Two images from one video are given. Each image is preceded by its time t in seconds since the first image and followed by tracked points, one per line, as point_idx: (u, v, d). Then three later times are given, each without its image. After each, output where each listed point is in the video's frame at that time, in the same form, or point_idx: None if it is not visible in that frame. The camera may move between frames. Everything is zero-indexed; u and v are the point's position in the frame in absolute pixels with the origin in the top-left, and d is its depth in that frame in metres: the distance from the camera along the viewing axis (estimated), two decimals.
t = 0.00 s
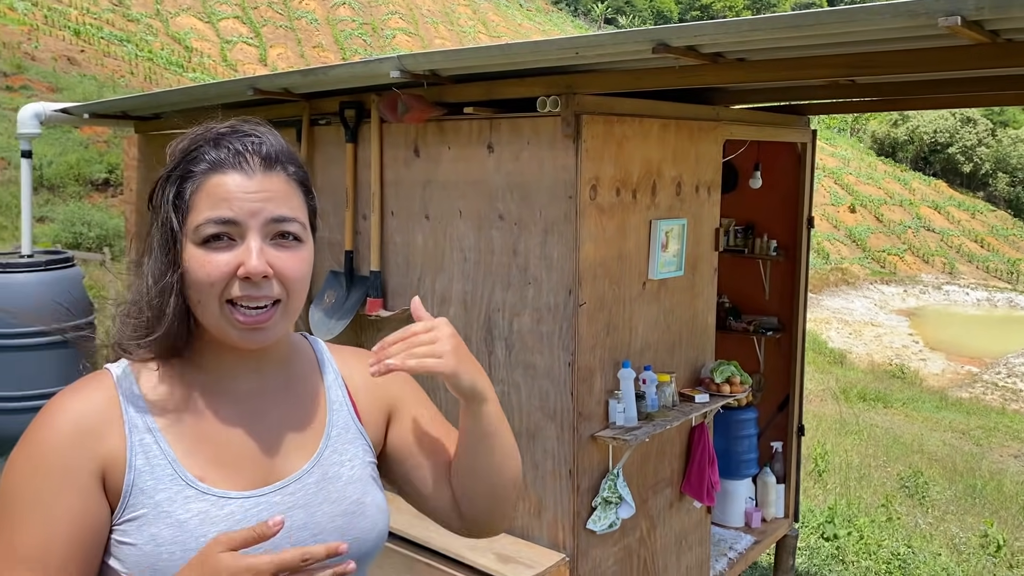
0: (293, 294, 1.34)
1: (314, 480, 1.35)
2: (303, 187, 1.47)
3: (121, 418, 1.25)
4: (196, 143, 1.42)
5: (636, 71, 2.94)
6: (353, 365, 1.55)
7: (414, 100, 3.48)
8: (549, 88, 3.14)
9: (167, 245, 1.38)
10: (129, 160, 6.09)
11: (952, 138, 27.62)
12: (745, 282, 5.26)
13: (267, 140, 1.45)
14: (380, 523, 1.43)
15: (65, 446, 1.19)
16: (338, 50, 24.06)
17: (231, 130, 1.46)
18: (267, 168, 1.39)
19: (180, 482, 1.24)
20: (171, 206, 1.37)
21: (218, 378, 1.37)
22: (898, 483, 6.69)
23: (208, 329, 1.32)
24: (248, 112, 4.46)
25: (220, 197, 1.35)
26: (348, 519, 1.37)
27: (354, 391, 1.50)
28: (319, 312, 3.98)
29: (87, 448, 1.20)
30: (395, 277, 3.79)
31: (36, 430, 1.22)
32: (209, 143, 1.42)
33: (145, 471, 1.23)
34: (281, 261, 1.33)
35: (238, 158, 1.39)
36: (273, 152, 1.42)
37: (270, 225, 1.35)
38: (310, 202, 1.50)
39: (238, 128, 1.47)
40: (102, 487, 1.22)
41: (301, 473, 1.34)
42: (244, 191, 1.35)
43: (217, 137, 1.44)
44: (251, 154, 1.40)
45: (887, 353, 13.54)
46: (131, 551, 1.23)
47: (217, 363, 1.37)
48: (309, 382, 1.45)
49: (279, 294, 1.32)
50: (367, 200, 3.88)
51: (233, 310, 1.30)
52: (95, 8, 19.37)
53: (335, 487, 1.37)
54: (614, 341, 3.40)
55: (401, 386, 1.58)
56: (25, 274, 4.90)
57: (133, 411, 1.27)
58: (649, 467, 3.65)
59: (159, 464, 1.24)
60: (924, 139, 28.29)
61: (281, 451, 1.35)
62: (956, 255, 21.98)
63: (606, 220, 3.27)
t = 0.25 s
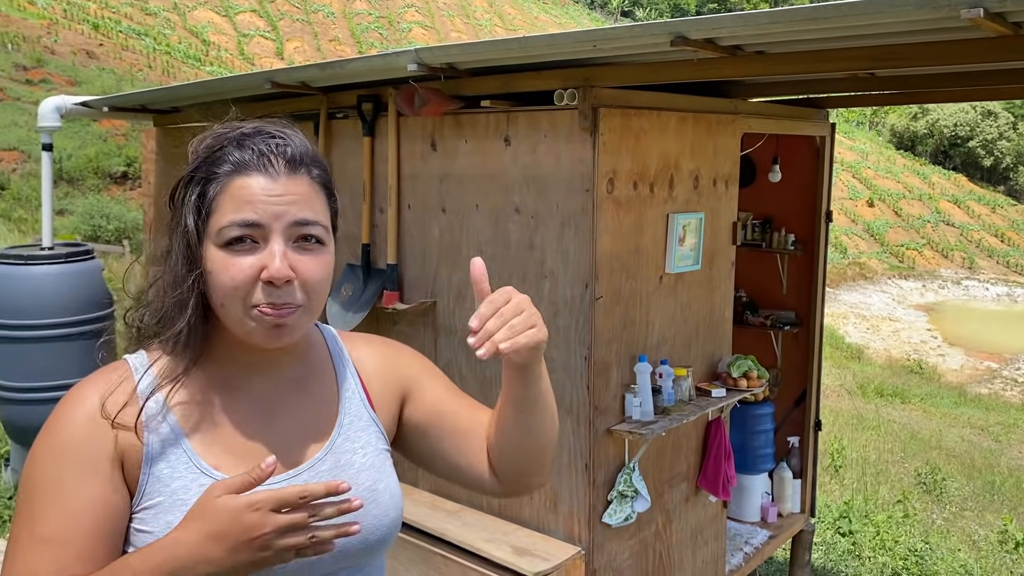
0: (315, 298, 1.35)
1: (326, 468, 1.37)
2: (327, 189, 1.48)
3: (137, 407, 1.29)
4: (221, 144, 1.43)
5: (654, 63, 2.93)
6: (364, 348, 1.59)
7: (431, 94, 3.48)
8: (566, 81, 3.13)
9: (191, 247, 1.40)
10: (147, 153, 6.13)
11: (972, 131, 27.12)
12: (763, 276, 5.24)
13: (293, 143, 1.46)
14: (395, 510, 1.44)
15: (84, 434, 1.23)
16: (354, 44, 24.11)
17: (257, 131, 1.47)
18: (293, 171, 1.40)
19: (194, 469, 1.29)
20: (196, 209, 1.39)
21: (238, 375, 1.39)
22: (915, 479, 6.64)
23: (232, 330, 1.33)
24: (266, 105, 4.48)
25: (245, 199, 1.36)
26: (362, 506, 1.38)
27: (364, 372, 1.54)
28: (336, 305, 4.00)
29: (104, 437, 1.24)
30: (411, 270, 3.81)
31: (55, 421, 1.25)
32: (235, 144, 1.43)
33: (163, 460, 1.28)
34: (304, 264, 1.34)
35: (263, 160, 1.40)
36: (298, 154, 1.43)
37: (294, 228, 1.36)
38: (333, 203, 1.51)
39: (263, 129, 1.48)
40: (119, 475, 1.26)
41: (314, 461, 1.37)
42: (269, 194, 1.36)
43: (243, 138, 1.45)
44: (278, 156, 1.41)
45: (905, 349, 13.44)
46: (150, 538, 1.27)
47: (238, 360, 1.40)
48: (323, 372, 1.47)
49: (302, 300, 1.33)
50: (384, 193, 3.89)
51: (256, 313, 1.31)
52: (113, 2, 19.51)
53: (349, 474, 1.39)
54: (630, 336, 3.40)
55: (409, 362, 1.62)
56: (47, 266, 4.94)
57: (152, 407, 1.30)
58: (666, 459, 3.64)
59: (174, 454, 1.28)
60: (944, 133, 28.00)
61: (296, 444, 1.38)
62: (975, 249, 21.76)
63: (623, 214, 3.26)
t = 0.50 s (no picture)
0: (317, 286, 1.36)
1: (342, 464, 1.38)
2: (329, 176, 1.49)
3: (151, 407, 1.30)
4: (218, 134, 1.43)
5: (671, 58, 2.91)
6: (379, 339, 1.60)
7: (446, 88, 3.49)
8: (581, 76, 3.12)
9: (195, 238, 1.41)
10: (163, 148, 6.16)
11: (991, 126, 26.56)
12: (779, 272, 5.21)
13: (290, 131, 1.46)
14: (410, 504, 1.45)
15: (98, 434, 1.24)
16: (369, 38, 24.13)
17: (254, 119, 1.48)
18: (291, 158, 1.40)
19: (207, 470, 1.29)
20: (196, 201, 1.39)
21: (247, 368, 1.41)
22: (931, 477, 6.60)
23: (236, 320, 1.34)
24: (281, 99, 4.49)
25: (243, 188, 1.36)
26: (377, 503, 1.39)
27: (382, 368, 1.55)
28: (351, 299, 4.00)
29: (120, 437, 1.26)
30: (426, 265, 3.81)
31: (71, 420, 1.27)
32: (232, 133, 1.43)
33: (176, 460, 1.29)
34: (305, 252, 1.35)
35: (261, 148, 1.40)
36: (297, 142, 1.43)
37: (295, 215, 1.37)
38: (336, 189, 1.51)
39: (261, 117, 1.48)
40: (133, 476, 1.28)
41: (329, 458, 1.38)
42: (267, 183, 1.37)
43: (241, 127, 1.45)
44: (275, 144, 1.41)
45: (921, 345, 13.35)
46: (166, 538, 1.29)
47: (247, 353, 1.41)
48: (338, 366, 1.48)
49: (304, 287, 1.34)
50: (399, 188, 3.90)
51: (260, 302, 1.32)
52: None
53: (364, 471, 1.39)
54: (645, 332, 3.39)
55: (429, 355, 1.63)
56: (65, 260, 5.00)
57: (166, 406, 1.31)
58: (680, 454, 3.64)
59: (188, 454, 1.30)
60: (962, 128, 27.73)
61: (308, 443, 1.38)
62: (994, 245, 21.56)
63: (637, 209, 3.25)
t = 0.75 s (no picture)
0: (328, 285, 1.36)
1: (353, 467, 1.39)
2: (340, 174, 1.49)
3: (165, 409, 1.32)
4: (228, 134, 1.45)
5: (681, 56, 2.90)
6: (392, 340, 1.61)
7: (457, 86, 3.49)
8: (592, 74, 3.11)
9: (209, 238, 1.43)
10: (174, 144, 6.18)
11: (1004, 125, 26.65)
12: (789, 270, 5.19)
13: (299, 129, 1.47)
14: (420, 508, 1.46)
15: (109, 435, 1.27)
16: (379, 35, 24.15)
17: (264, 118, 1.49)
18: (300, 156, 1.41)
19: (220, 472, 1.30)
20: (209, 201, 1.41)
21: (261, 369, 1.42)
22: (941, 477, 6.58)
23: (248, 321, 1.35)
24: (292, 96, 4.50)
25: (253, 187, 1.37)
26: (389, 506, 1.40)
27: (395, 370, 1.56)
28: (360, 295, 4.01)
29: (134, 438, 1.27)
30: (436, 262, 3.82)
31: (83, 424, 1.30)
32: (242, 133, 1.45)
33: (189, 461, 1.30)
34: (315, 251, 1.35)
35: (270, 147, 1.41)
36: (306, 140, 1.44)
37: (304, 214, 1.37)
38: (347, 188, 1.52)
39: (271, 117, 1.50)
40: (143, 478, 1.29)
41: (342, 460, 1.39)
42: (277, 181, 1.38)
43: (250, 126, 1.46)
44: (284, 143, 1.42)
45: (932, 345, 13.29)
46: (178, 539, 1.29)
47: (261, 354, 1.43)
48: (351, 368, 1.50)
49: (314, 287, 1.34)
50: (409, 185, 3.91)
51: (271, 304, 1.32)
52: None
53: (375, 473, 1.40)
54: (654, 330, 3.39)
55: (442, 357, 1.64)
56: (77, 255, 5.03)
57: (179, 408, 1.33)
58: (689, 453, 3.64)
59: (199, 454, 1.31)
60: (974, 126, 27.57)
61: (320, 446, 1.39)
62: (1006, 244, 21.42)
63: (647, 207, 3.24)
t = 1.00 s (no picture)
0: (346, 282, 1.38)
1: (368, 467, 1.40)
2: (357, 170, 1.50)
3: (181, 407, 1.33)
4: (244, 133, 1.45)
5: (691, 54, 2.90)
6: (410, 341, 1.61)
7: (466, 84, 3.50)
8: (601, 72, 3.12)
9: (229, 237, 1.45)
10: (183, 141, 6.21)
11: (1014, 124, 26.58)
12: (798, 269, 5.19)
13: (316, 126, 1.48)
14: (434, 510, 1.48)
15: (126, 431, 1.29)
16: (388, 32, 24.17)
17: (280, 116, 1.49)
18: (317, 155, 1.42)
19: (236, 468, 1.31)
20: (226, 200, 1.42)
21: (278, 366, 1.44)
22: (950, 477, 6.56)
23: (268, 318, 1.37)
24: (301, 94, 4.51)
25: (271, 187, 1.38)
26: (403, 506, 1.42)
27: (412, 371, 1.56)
28: (369, 293, 4.01)
29: (149, 435, 1.29)
30: (445, 259, 3.83)
31: (99, 416, 1.32)
32: (258, 132, 1.45)
33: (206, 458, 1.31)
34: (334, 249, 1.37)
35: (287, 146, 1.41)
36: (322, 137, 1.45)
37: (323, 213, 1.39)
38: (364, 184, 1.53)
39: (287, 114, 1.50)
40: (157, 474, 1.31)
41: (356, 461, 1.40)
42: (295, 180, 1.39)
43: (266, 125, 1.47)
44: (301, 141, 1.43)
45: (941, 345, 13.24)
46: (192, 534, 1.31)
47: (279, 351, 1.44)
48: (367, 368, 1.50)
49: (333, 284, 1.36)
50: (418, 183, 3.92)
51: (291, 300, 1.35)
52: None
53: (390, 474, 1.42)
54: (663, 328, 3.39)
55: (457, 362, 1.64)
56: (87, 252, 5.05)
57: (195, 405, 1.34)
58: (697, 453, 3.64)
59: (216, 451, 1.32)
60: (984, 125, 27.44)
61: (337, 445, 1.40)
62: (1016, 244, 21.31)
63: (657, 206, 3.25)
